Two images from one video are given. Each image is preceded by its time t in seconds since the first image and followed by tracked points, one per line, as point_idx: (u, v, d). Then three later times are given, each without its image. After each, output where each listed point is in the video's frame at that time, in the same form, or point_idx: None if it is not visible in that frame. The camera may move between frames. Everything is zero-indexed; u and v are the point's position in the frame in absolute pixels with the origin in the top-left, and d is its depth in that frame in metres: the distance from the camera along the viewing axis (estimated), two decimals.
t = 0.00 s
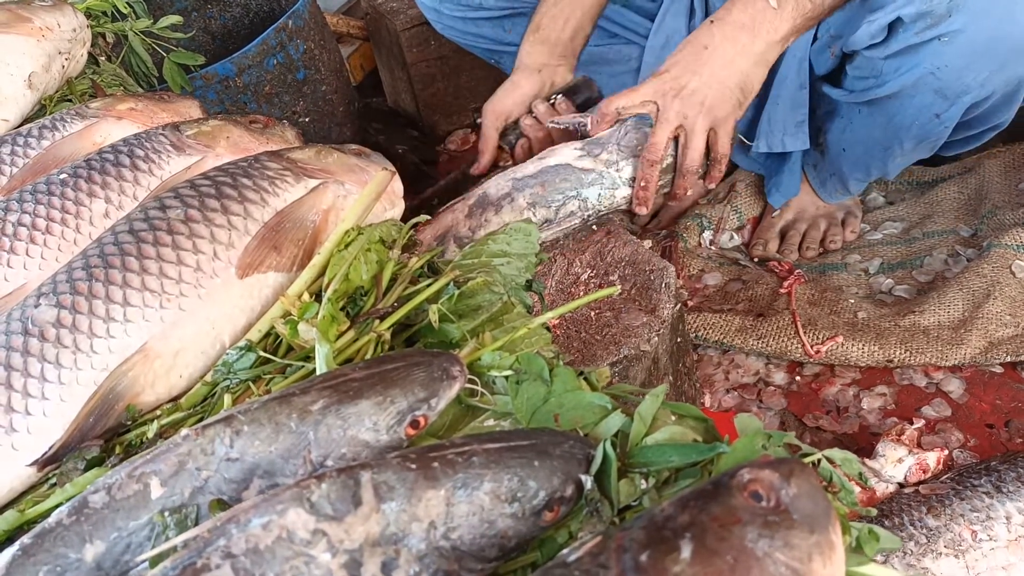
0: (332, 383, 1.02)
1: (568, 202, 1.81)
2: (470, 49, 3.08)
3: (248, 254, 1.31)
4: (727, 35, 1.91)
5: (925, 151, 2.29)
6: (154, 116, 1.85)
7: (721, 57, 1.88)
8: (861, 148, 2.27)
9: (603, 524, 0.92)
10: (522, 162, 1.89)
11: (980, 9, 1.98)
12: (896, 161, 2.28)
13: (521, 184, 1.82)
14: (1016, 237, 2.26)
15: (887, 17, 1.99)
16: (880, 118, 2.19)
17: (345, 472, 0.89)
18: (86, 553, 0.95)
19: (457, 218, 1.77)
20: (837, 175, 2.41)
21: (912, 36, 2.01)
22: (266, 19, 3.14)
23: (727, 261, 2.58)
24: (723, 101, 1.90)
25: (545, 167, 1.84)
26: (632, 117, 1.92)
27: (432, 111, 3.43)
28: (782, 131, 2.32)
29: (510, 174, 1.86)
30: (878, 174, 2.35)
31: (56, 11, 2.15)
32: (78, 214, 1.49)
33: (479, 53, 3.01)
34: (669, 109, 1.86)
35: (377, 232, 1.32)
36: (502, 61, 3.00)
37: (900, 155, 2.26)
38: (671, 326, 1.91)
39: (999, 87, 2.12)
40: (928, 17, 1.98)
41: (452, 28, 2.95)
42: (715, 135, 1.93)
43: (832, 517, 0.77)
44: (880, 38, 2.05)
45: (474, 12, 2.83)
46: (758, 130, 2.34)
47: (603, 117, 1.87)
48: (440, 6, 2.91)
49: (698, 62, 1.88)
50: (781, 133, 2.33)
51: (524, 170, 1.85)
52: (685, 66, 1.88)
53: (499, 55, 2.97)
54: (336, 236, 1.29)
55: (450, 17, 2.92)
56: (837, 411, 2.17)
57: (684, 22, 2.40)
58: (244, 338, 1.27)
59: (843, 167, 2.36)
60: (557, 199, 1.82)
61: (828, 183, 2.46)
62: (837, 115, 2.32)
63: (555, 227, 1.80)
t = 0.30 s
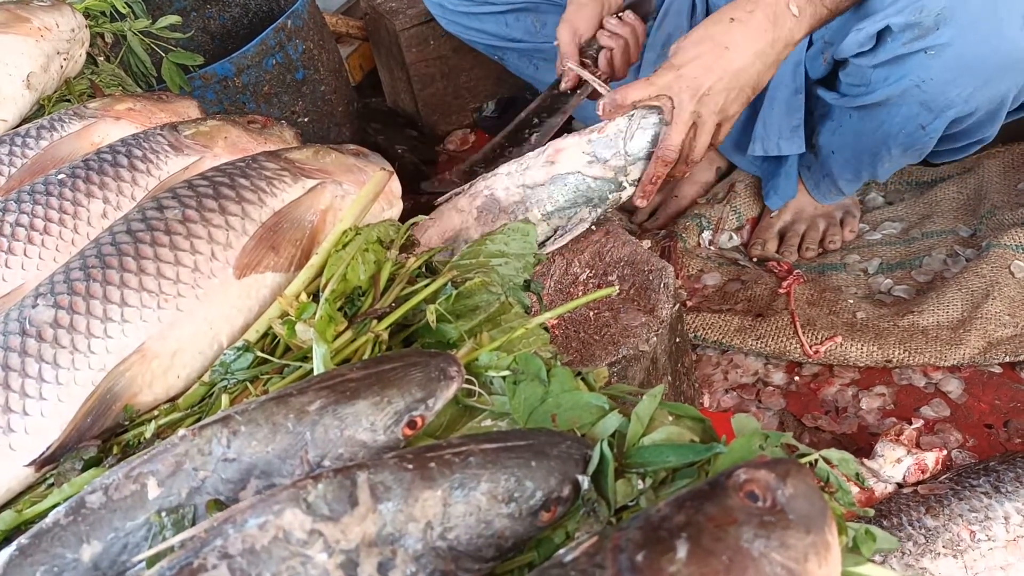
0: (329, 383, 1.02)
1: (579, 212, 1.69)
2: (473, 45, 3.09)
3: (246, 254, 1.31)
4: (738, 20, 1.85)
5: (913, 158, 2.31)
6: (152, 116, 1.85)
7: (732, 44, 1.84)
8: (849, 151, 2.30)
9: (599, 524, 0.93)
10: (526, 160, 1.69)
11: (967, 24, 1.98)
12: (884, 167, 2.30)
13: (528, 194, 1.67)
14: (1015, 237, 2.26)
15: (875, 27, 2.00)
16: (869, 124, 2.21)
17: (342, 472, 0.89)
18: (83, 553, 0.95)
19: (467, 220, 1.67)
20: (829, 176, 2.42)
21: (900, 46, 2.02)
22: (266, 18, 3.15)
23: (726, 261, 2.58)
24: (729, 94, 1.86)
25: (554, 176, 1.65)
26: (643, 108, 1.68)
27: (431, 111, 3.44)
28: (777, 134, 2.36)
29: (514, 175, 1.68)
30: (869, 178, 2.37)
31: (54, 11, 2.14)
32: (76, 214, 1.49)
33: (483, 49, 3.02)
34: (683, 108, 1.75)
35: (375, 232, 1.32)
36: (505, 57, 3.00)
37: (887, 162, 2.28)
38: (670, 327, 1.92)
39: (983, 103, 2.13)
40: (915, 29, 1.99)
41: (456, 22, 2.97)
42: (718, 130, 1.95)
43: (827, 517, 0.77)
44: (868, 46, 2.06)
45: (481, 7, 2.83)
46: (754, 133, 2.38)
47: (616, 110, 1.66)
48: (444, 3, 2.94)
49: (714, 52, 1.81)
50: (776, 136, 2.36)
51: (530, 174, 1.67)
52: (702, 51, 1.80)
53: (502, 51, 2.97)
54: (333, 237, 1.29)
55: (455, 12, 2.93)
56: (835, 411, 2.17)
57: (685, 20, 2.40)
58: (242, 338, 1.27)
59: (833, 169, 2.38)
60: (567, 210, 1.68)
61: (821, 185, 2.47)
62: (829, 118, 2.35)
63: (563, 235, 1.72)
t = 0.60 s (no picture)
0: (331, 384, 1.02)
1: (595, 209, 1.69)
2: (472, 50, 3.10)
3: (247, 255, 1.31)
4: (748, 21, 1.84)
5: (919, 161, 2.33)
6: (154, 117, 1.86)
7: (748, 45, 1.83)
8: (854, 153, 2.31)
9: (600, 525, 0.93)
10: (542, 156, 1.68)
11: (985, 32, 1.99)
12: (889, 169, 2.32)
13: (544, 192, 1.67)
14: (1014, 237, 2.27)
15: (891, 32, 2.00)
16: (877, 127, 2.23)
17: (344, 473, 0.89)
18: (86, 553, 0.96)
19: (482, 216, 1.69)
20: (830, 176, 2.44)
21: (915, 52, 2.03)
22: (266, 19, 3.17)
23: (726, 262, 2.58)
24: (741, 94, 1.86)
25: (571, 174, 1.65)
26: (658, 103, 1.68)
27: (432, 111, 3.44)
28: (780, 139, 2.35)
29: (529, 171, 1.68)
30: (871, 179, 2.40)
31: (56, 12, 2.15)
32: (78, 215, 1.49)
33: (482, 53, 3.02)
34: (700, 104, 1.76)
35: (376, 233, 1.32)
36: (505, 60, 3.00)
37: (894, 165, 2.30)
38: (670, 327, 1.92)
39: (997, 110, 2.15)
40: (933, 35, 1.99)
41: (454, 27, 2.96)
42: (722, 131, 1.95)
43: (827, 518, 0.78)
44: (882, 51, 2.07)
45: (479, 11, 2.83)
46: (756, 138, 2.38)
47: (634, 106, 1.66)
48: (442, 7, 2.93)
49: (731, 51, 1.80)
50: (779, 140, 2.36)
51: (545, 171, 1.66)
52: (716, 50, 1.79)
53: (502, 54, 2.97)
54: (335, 238, 1.30)
55: (452, 17, 2.92)
56: (835, 412, 2.17)
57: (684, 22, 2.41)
58: (244, 339, 1.27)
59: (836, 169, 2.39)
60: (583, 208, 1.68)
61: (823, 185, 2.48)
62: (834, 119, 2.37)
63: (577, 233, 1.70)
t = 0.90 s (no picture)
0: (333, 386, 1.03)
1: (615, 203, 1.73)
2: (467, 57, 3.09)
3: (248, 257, 1.32)
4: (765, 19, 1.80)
5: (936, 167, 2.36)
6: (156, 119, 1.86)
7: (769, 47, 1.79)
8: (867, 158, 2.33)
9: (602, 525, 0.95)
10: (569, 151, 1.70)
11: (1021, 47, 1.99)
12: (905, 173, 2.35)
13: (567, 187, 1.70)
14: (1013, 238, 2.27)
15: (922, 47, 2.00)
16: (897, 133, 2.24)
17: (346, 474, 0.90)
18: (91, 553, 0.96)
19: (504, 209, 1.71)
20: (837, 178, 2.47)
21: (947, 66, 2.04)
22: (267, 21, 3.18)
23: (726, 263, 2.58)
24: (761, 97, 1.83)
25: (596, 174, 1.68)
26: (680, 102, 1.65)
27: (432, 112, 3.45)
28: (791, 149, 2.35)
29: (554, 167, 1.70)
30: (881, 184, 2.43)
31: (58, 14, 2.15)
32: (81, 217, 1.50)
33: (479, 62, 3.03)
34: (722, 107, 1.72)
35: (378, 235, 1.33)
36: (501, 68, 3.01)
37: (910, 169, 2.33)
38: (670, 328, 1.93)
39: None
40: (965, 50, 2.00)
41: (451, 37, 2.97)
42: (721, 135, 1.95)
43: (826, 519, 0.78)
44: (911, 64, 2.06)
45: (473, 23, 2.84)
46: (767, 148, 2.36)
47: (655, 108, 1.61)
48: (438, 18, 2.93)
49: (753, 53, 1.76)
50: (788, 151, 2.35)
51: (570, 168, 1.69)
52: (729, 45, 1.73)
53: (498, 63, 2.97)
54: (337, 239, 1.31)
55: (447, 28, 2.94)
56: (835, 412, 2.18)
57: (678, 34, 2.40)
58: (246, 340, 1.28)
59: (845, 172, 2.42)
60: (603, 203, 1.73)
61: (827, 186, 2.51)
62: (842, 121, 2.37)
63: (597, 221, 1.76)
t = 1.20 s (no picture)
0: (333, 382, 1.03)
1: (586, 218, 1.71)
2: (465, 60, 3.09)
3: (249, 254, 1.32)
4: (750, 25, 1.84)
5: (932, 169, 2.36)
6: (156, 117, 1.86)
7: (750, 56, 1.81)
8: (864, 158, 2.34)
9: (600, 521, 0.94)
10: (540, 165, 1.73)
11: (1009, 53, 2.00)
12: (901, 174, 2.35)
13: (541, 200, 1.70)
14: (1013, 237, 2.28)
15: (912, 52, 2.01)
16: (892, 134, 2.24)
17: (346, 469, 0.90)
18: (91, 549, 0.96)
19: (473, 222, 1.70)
20: (834, 179, 2.48)
21: (936, 71, 2.05)
22: (267, 20, 3.18)
23: (725, 261, 2.58)
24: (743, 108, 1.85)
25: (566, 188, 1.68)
26: (657, 112, 1.67)
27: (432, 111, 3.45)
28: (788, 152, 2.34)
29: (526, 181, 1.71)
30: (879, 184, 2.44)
31: (58, 12, 2.15)
32: (82, 215, 1.50)
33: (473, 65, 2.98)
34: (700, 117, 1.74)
35: (378, 233, 1.33)
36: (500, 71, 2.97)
37: (905, 171, 2.34)
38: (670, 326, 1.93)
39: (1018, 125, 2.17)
40: (954, 56, 2.01)
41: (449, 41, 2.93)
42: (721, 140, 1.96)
43: (825, 514, 0.79)
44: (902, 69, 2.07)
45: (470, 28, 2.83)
46: (764, 153, 2.34)
47: (631, 116, 1.64)
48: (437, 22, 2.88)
49: (733, 62, 1.79)
50: (787, 154, 2.34)
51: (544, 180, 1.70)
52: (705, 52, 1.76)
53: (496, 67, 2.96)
54: (337, 237, 1.31)
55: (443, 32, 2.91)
56: (834, 410, 2.18)
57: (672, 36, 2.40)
58: (246, 337, 1.28)
59: (843, 172, 2.42)
60: (576, 218, 1.71)
61: (826, 186, 2.52)
62: (841, 121, 2.36)
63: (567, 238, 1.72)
